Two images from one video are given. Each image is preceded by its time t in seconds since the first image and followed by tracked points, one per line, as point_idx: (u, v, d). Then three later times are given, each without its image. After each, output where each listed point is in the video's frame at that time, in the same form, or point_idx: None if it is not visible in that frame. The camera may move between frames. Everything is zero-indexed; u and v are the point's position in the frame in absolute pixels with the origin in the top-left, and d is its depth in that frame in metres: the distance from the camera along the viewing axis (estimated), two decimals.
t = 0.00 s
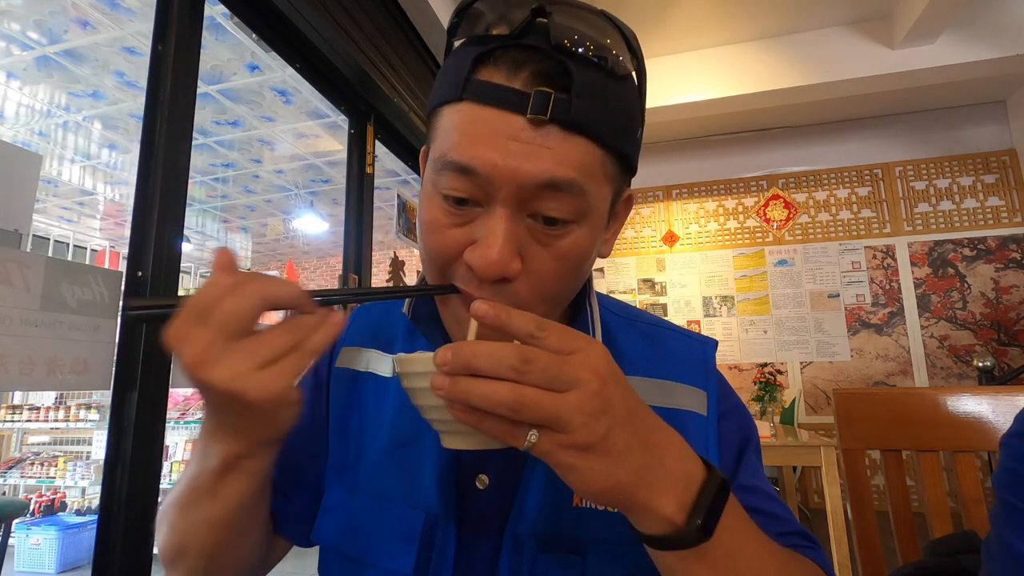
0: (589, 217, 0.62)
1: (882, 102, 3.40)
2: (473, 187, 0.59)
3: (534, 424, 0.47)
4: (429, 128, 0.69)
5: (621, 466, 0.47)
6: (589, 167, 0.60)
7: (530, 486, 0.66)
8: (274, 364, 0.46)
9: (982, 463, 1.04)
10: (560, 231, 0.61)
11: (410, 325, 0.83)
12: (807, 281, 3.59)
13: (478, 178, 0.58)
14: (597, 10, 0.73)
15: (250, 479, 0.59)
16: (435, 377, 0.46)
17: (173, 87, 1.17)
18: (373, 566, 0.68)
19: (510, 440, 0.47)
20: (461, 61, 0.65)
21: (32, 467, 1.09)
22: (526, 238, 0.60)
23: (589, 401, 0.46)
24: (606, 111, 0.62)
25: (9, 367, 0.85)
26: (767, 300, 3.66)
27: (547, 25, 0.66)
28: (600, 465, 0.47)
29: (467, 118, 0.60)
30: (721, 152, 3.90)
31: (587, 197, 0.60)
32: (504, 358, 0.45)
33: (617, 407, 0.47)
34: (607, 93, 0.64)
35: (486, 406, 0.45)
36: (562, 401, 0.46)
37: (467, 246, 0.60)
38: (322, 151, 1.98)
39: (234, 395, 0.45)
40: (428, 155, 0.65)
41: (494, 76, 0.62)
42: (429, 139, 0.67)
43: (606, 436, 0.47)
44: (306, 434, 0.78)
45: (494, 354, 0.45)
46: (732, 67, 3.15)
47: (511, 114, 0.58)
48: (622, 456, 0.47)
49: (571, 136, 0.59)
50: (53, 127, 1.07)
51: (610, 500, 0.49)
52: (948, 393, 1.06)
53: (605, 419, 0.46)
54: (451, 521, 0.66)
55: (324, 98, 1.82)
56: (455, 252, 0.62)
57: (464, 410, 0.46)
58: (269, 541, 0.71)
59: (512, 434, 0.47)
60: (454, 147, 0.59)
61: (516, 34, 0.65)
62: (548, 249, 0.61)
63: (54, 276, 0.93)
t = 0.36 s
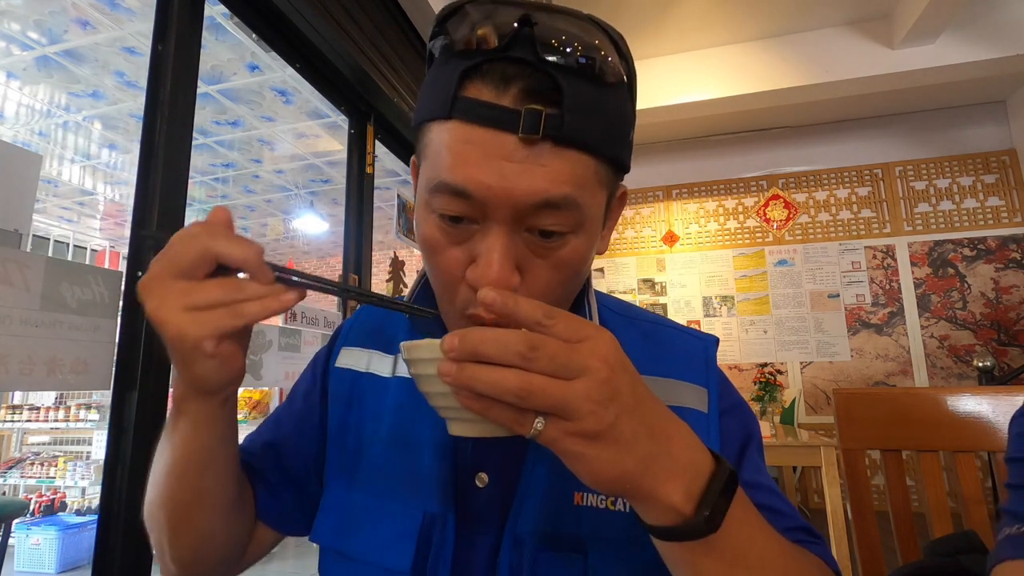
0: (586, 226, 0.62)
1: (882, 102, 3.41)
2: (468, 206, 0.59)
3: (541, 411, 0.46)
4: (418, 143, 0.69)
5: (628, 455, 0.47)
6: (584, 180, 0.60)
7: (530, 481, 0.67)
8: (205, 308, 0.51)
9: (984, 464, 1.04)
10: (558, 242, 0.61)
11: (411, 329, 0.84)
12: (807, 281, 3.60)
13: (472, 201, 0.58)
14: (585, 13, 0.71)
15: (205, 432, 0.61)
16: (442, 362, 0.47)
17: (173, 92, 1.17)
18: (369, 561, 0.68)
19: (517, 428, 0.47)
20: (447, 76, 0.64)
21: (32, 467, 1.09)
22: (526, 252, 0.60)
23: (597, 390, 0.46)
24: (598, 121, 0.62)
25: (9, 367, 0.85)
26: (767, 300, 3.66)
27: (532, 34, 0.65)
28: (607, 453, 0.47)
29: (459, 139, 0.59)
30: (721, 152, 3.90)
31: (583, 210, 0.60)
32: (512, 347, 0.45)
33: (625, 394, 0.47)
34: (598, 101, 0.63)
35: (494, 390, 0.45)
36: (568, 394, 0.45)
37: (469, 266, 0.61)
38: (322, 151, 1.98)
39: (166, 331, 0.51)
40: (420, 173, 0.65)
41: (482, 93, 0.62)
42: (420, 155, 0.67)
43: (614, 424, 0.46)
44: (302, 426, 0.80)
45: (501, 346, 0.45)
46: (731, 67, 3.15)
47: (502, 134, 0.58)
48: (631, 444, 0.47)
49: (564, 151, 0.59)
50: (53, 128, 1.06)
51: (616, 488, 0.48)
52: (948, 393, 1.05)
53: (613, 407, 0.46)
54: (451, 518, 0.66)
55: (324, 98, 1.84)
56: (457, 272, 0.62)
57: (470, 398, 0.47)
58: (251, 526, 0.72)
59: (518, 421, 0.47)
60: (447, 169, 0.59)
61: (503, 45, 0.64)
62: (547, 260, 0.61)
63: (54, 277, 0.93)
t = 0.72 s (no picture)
0: (577, 231, 0.62)
1: (881, 102, 3.41)
2: (457, 220, 0.59)
3: (540, 405, 0.46)
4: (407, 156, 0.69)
5: (630, 447, 0.47)
6: (572, 191, 0.61)
7: (531, 475, 0.67)
8: (250, 240, 0.59)
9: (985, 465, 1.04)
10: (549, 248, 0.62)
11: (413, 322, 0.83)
12: (807, 281, 3.60)
13: (463, 218, 0.58)
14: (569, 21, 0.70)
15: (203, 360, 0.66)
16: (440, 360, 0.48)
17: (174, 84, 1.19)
18: (367, 555, 0.69)
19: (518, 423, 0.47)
20: (432, 90, 0.65)
21: (33, 467, 1.10)
22: (517, 260, 0.61)
23: (593, 379, 0.45)
24: (581, 130, 0.62)
25: (9, 366, 0.85)
26: (767, 300, 3.66)
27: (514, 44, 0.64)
28: (608, 445, 0.47)
29: (446, 154, 0.60)
30: (722, 153, 3.90)
31: (571, 222, 0.60)
32: (505, 345, 0.45)
33: (626, 384, 0.47)
34: (581, 109, 0.62)
35: (489, 385, 0.45)
36: (561, 389, 0.45)
37: (462, 274, 0.62)
38: (322, 151, 1.99)
39: (216, 253, 0.60)
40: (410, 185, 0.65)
41: (464, 108, 0.62)
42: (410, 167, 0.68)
43: (616, 414, 0.46)
44: (296, 415, 0.80)
45: (494, 344, 0.45)
46: (731, 67, 3.15)
47: (486, 148, 0.58)
48: (632, 436, 0.47)
49: (549, 160, 0.59)
50: (53, 128, 1.06)
51: (620, 481, 0.49)
52: (948, 392, 1.05)
53: (613, 399, 0.46)
54: (450, 513, 0.66)
55: (324, 98, 1.84)
56: (450, 278, 0.63)
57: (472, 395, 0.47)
58: (222, 485, 0.73)
59: (518, 416, 0.47)
60: (435, 187, 0.59)
61: (485, 56, 0.64)
62: (539, 265, 0.62)
63: (54, 277, 0.94)
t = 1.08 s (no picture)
0: (570, 213, 0.62)
1: (881, 102, 3.40)
2: (455, 195, 0.59)
3: (531, 404, 0.46)
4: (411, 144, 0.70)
5: (627, 444, 0.47)
6: (568, 172, 0.61)
7: (531, 473, 0.66)
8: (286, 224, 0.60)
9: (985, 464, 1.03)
10: (543, 228, 0.62)
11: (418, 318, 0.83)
12: (807, 281, 3.60)
13: (460, 192, 0.58)
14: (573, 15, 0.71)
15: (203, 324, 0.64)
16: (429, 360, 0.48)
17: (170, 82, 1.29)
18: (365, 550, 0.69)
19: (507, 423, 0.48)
20: (434, 76, 0.65)
21: (33, 468, 1.09)
22: (512, 237, 0.61)
23: (582, 376, 0.46)
24: (578, 116, 0.62)
25: (9, 366, 0.85)
26: (767, 300, 3.66)
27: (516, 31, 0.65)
28: (603, 444, 0.47)
29: (443, 134, 0.60)
30: (722, 153, 3.90)
31: (562, 203, 0.60)
32: (494, 344, 0.45)
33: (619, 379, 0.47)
34: (578, 95, 0.63)
35: (476, 384, 0.46)
36: (549, 387, 0.45)
37: (457, 250, 0.62)
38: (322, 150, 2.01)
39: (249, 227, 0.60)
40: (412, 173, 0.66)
41: (465, 89, 0.63)
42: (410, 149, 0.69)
43: (610, 411, 0.46)
44: (297, 404, 0.80)
45: (483, 343, 0.45)
46: (731, 67, 3.15)
47: (482, 124, 0.59)
48: (629, 433, 0.47)
49: (542, 138, 0.59)
50: (53, 128, 1.06)
51: (619, 480, 0.49)
52: (946, 393, 1.04)
53: (607, 394, 0.46)
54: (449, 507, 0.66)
55: (324, 98, 1.84)
56: (446, 256, 0.63)
57: (463, 395, 0.47)
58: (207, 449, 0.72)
59: (508, 415, 0.47)
60: (434, 163, 0.59)
61: (486, 41, 0.64)
62: (534, 245, 0.62)
63: (55, 277, 0.93)
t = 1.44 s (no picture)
0: (575, 215, 0.63)
1: (880, 102, 3.41)
2: (466, 194, 0.59)
3: (515, 362, 0.47)
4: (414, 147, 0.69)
5: (613, 407, 0.48)
6: (575, 174, 0.61)
7: (528, 466, 0.67)
8: (321, 201, 0.60)
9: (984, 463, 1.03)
10: (550, 228, 0.62)
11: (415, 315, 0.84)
12: (807, 281, 3.60)
13: (470, 191, 0.59)
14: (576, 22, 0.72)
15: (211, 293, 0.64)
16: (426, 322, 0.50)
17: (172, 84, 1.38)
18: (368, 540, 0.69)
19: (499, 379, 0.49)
20: (441, 81, 0.65)
21: (33, 467, 1.08)
22: (520, 239, 0.61)
23: (559, 335, 0.46)
24: (585, 121, 0.62)
25: (9, 367, 0.84)
26: (767, 300, 3.65)
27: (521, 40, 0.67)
28: (586, 403, 0.48)
29: (455, 136, 0.60)
30: (722, 153, 3.90)
31: (570, 196, 0.60)
32: (475, 305, 0.47)
33: (604, 340, 0.46)
34: (585, 103, 0.64)
35: (463, 342, 0.47)
36: (529, 345, 0.46)
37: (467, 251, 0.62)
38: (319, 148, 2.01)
39: (283, 202, 0.60)
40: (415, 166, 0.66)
41: (476, 95, 0.63)
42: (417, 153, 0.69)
43: (595, 371, 0.47)
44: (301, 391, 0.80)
45: (463, 303, 0.47)
46: (732, 67, 3.15)
47: (495, 130, 0.58)
48: (613, 394, 0.47)
49: (556, 145, 0.59)
50: (53, 128, 1.06)
51: (605, 440, 0.50)
52: (949, 392, 1.03)
53: (591, 355, 0.46)
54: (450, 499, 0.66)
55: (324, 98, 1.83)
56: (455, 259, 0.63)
57: (457, 352, 0.49)
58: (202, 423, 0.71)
59: (497, 372, 0.49)
60: (444, 163, 0.59)
61: (493, 52, 0.65)
62: (540, 247, 0.62)
63: (54, 277, 0.93)
